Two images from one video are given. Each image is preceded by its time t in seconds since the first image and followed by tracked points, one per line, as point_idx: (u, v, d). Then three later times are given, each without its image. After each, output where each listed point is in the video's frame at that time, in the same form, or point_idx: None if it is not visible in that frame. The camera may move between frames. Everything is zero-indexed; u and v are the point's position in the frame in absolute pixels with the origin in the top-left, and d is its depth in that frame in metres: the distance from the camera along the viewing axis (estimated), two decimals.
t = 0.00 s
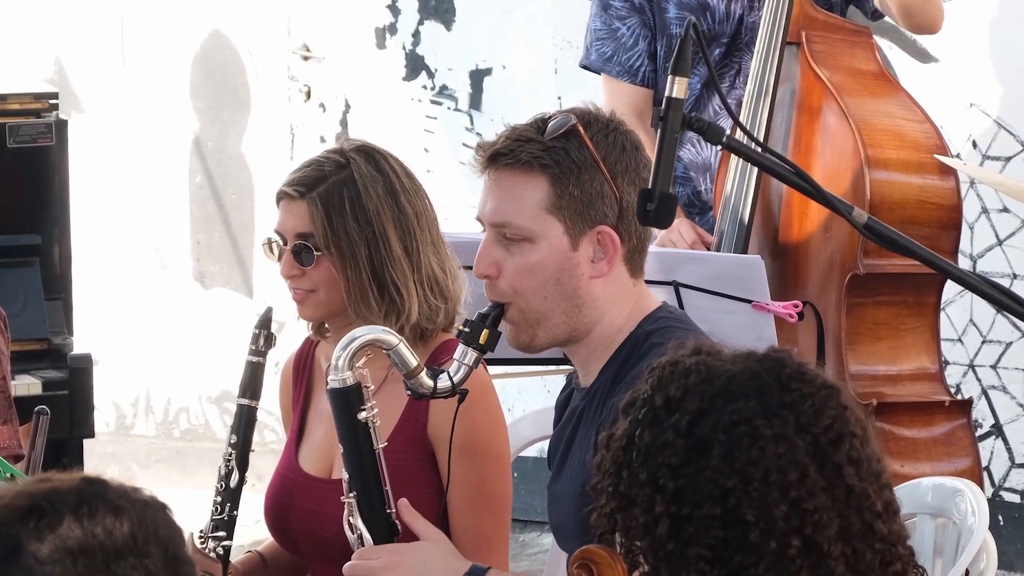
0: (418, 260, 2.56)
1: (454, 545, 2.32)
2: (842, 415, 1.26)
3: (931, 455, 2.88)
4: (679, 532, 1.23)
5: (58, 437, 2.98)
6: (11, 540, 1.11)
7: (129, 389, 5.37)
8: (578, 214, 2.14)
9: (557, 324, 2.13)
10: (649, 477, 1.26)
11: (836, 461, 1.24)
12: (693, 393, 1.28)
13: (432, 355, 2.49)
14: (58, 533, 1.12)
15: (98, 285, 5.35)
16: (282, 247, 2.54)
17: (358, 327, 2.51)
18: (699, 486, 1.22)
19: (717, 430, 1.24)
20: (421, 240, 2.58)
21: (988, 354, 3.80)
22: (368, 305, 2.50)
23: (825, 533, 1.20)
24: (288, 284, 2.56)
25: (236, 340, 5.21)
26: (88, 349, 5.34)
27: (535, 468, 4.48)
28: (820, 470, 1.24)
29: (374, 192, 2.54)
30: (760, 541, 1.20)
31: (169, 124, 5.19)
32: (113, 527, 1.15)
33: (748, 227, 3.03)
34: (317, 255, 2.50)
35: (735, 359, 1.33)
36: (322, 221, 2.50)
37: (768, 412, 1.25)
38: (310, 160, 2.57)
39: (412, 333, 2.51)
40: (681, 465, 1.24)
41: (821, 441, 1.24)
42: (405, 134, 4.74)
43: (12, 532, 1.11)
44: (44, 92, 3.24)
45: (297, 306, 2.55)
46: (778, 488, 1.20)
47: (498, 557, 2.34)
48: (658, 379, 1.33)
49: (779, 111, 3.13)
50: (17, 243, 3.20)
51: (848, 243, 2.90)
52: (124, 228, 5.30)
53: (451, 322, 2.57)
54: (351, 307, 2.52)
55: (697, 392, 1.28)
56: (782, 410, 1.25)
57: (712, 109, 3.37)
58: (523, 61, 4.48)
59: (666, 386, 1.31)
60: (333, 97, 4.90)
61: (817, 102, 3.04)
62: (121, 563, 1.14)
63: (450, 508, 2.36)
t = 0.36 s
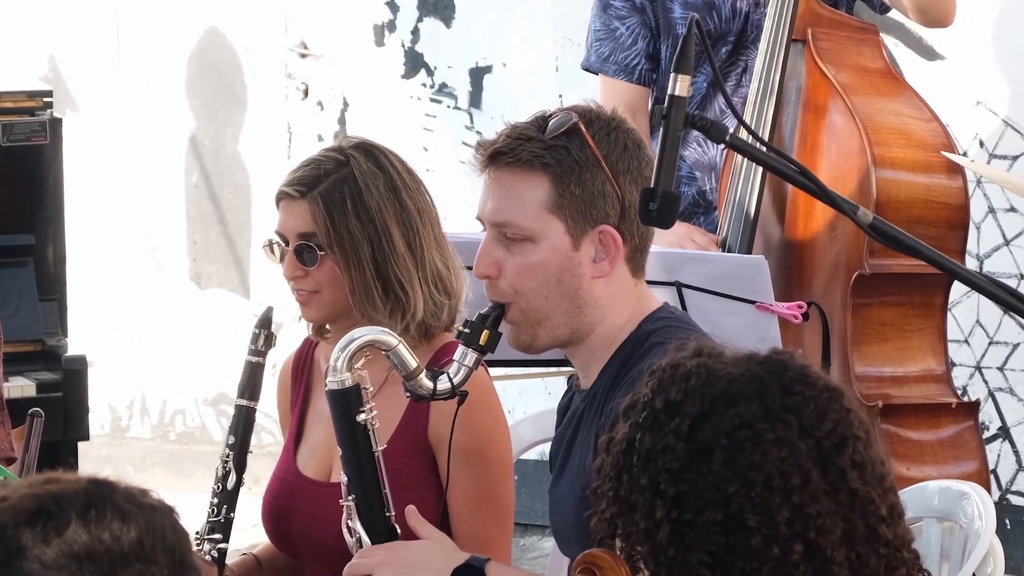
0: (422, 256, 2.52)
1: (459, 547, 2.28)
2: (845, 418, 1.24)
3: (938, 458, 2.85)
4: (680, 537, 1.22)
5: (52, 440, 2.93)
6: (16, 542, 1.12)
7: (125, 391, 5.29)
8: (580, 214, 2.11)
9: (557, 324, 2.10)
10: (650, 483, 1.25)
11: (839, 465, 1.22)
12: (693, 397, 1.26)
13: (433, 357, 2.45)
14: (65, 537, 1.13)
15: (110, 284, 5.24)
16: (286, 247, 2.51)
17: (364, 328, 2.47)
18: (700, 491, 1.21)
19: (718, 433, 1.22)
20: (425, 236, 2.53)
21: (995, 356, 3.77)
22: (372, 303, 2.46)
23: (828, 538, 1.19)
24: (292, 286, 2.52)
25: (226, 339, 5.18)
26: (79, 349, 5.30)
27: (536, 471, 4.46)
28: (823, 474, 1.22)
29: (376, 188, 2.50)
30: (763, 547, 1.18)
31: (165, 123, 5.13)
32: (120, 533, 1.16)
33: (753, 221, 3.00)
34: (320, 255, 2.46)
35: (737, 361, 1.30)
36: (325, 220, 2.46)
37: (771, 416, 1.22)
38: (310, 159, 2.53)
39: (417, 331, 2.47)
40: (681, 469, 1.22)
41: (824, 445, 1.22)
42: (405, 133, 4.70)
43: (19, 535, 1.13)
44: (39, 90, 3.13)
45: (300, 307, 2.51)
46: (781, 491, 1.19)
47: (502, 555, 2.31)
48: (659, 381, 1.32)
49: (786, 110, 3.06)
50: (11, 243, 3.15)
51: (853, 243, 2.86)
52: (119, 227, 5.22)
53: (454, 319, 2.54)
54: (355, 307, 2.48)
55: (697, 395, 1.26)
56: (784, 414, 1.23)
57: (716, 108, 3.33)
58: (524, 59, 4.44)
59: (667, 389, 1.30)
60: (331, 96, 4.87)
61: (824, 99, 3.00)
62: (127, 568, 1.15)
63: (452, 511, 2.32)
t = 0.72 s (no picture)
0: (421, 255, 2.48)
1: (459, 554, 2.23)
2: (852, 420, 1.22)
3: (945, 461, 2.81)
4: (689, 541, 1.18)
5: (46, 443, 2.87)
6: (37, 543, 1.00)
7: (120, 393, 5.24)
8: (580, 212, 2.11)
9: (558, 325, 2.10)
10: (656, 488, 1.21)
11: (849, 467, 1.19)
12: (699, 400, 1.22)
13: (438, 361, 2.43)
14: (91, 537, 1.01)
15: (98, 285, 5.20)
16: (284, 255, 2.47)
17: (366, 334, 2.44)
18: (709, 496, 1.17)
19: (727, 436, 1.18)
20: (423, 235, 2.50)
21: (1002, 357, 3.73)
22: (373, 306, 2.42)
23: (839, 541, 1.15)
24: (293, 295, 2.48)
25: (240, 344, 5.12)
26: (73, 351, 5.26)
27: (537, 473, 4.42)
28: (833, 476, 1.20)
29: (371, 189, 2.46)
30: (774, 552, 1.15)
31: (161, 121, 5.06)
32: (148, 534, 1.04)
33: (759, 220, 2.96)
34: (320, 260, 2.42)
35: (744, 364, 1.27)
36: (322, 225, 2.43)
37: (779, 418, 1.19)
38: (303, 163, 2.49)
39: (419, 331, 2.44)
40: (689, 474, 1.18)
41: (833, 447, 1.19)
42: (404, 131, 4.66)
43: (41, 535, 1.00)
44: (32, 88, 2.97)
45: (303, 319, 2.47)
46: (793, 494, 1.15)
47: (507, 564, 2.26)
48: (660, 385, 1.28)
49: (792, 107, 3.04)
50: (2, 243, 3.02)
51: (858, 245, 2.83)
52: (113, 227, 5.17)
53: (455, 318, 2.51)
54: (356, 312, 2.45)
55: (704, 399, 1.22)
56: (792, 417, 1.20)
57: (718, 107, 3.29)
58: (524, 56, 4.40)
59: (670, 392, 1.26)
60: (329, 94, 4.81)
61: (829, 98, 2.97)
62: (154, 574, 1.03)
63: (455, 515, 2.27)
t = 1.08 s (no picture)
0: (421, 258, 2.45)
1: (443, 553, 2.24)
2: (864, 421, 1.23)
3: (953, 464, 2.80)
4: (705, 548, 1.16)
5: (41, 446, 2.80)
6: None
7: (114, 396, 5.23)
8: (580, 213, 2.07)
9: (559, 328, 2.07)
10: (669, 493, 1.19)
11: (862, 468, 1.19)
12: (710, 404, 1.22)
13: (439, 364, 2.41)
14: (42, 554, 1.08)
15: (89, 284, 5.17)
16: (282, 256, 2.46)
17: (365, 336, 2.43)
18: (726, 500, 1.16)
19: (742, 439, 1.18)
20: (424, 236, 2.46)
21: (1009, 359, 3.71)
22: (371, 309, 2.41)
23: (858, 544, 1.15)
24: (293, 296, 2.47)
25: (244, 344, 5.05)
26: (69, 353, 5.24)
27: (538, 476, 4.38)
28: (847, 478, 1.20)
29: (371, 192, 2.43)
30: (795, 556, 1.14)
31: (156, 120, 5.01)
32: (99, 545, 1.11)
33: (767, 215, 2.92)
34: (318, 264, 2.40)
35: (751, 368, 1.27)
36: (319, 228, 2.41)
37: (793, 420, 1.19)
38: (302, 165, 2.47)
39: (420, 335, 2.43)
40: (705, 478, 1.17)
41: (847, 449, 1.20)
42: (403, 130, 4.61)
43: None
44: (26, 86, 2.93)
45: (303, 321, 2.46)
46: (812, 496, 1.15)
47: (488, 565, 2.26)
48: (667, 390, 1.27)
49: (797, 108, 2.99)
50: None
51: (867, 246, 2.80)
52: (108, 227, 5.14)
53: (456, 322, 2.49)
54: (356, 316, 2.43)
55: (715, 403, 1.22)
56: (806, 418, 1.20)
57: (722, 106, 3.25)
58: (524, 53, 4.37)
59: (678, 397, 1.25)
60: (326, 92, 4.73)
61: (838, 97, 2.93)
62: None
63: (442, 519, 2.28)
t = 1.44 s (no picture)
0: (421, 262, 2.42)
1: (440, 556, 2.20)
2: (874, 423, 1.20)
3: (959, 467, 2.77)
4: (718, 552, 1.14)
5: (35, 449, 2.73)
6: (7, 548, 1.05)
7: (110, 398, 5.18)
8: (579, 213, 2.04)
9: (558, 329, 2.04)
10: (680, 497, 1.16)
11: (874, 470, 1.17)
12: (720, 406, 1.18)
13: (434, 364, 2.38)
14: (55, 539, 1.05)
15: (85, 285, 5.13)
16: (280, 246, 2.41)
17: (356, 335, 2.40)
18: (739, 504, 1.13)
19: (755, 442, 1.15)
20: (424, 240, 2.43)
21: (1015, 361, 3.67)
22: (366, 308, 2.38)
23: (874, 548, 1.12)
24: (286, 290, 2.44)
25: (243, 344, 5.01)
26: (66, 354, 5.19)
27: (538, 479, 4.34)
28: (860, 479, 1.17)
29: (375, 192, 2.40)
30: (811, 560, 1.11)
31: (153, 118, 4.97)
32: (114, 532, 1.06)
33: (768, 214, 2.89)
34: (315, 260, 2.37)
35: (756, 371, 1.23)
36: (319, 223, 2.38)
37: (806, 422, 1.16)
38: (308, 157, 2.44)
39: (413, 340, 2.38)
40: (718, 482, 1.14)
41: (859, 451, 1.17)
42: (402, 128, 4.57)
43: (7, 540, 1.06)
44: (20, 84, 2.88)
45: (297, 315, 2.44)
46: (827, 500, 1.12)
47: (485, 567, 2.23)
48: (672, 392, 1.24)
49: (799, 106, 2.96)
50: None
51: (871, 246, 2.76)
52: (104, 227, 5.09)
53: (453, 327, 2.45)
54: (349, 316, 2.40)
55: (724, 405, 1.18)
56: (818, 420, 1.17)
57: (725, 105, 3.22)
58: (524, 50, 4.32)
59: (686, 400, 1.21)
60: (325, 90, 4.69)
61: (840, 95, 2.90)
62: (122, 568, 1.05)
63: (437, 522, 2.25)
